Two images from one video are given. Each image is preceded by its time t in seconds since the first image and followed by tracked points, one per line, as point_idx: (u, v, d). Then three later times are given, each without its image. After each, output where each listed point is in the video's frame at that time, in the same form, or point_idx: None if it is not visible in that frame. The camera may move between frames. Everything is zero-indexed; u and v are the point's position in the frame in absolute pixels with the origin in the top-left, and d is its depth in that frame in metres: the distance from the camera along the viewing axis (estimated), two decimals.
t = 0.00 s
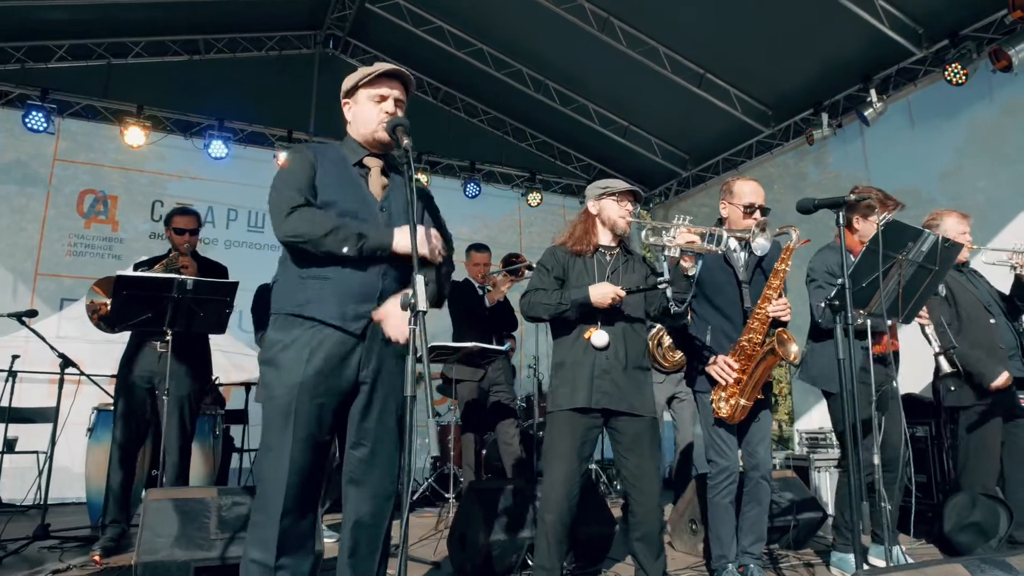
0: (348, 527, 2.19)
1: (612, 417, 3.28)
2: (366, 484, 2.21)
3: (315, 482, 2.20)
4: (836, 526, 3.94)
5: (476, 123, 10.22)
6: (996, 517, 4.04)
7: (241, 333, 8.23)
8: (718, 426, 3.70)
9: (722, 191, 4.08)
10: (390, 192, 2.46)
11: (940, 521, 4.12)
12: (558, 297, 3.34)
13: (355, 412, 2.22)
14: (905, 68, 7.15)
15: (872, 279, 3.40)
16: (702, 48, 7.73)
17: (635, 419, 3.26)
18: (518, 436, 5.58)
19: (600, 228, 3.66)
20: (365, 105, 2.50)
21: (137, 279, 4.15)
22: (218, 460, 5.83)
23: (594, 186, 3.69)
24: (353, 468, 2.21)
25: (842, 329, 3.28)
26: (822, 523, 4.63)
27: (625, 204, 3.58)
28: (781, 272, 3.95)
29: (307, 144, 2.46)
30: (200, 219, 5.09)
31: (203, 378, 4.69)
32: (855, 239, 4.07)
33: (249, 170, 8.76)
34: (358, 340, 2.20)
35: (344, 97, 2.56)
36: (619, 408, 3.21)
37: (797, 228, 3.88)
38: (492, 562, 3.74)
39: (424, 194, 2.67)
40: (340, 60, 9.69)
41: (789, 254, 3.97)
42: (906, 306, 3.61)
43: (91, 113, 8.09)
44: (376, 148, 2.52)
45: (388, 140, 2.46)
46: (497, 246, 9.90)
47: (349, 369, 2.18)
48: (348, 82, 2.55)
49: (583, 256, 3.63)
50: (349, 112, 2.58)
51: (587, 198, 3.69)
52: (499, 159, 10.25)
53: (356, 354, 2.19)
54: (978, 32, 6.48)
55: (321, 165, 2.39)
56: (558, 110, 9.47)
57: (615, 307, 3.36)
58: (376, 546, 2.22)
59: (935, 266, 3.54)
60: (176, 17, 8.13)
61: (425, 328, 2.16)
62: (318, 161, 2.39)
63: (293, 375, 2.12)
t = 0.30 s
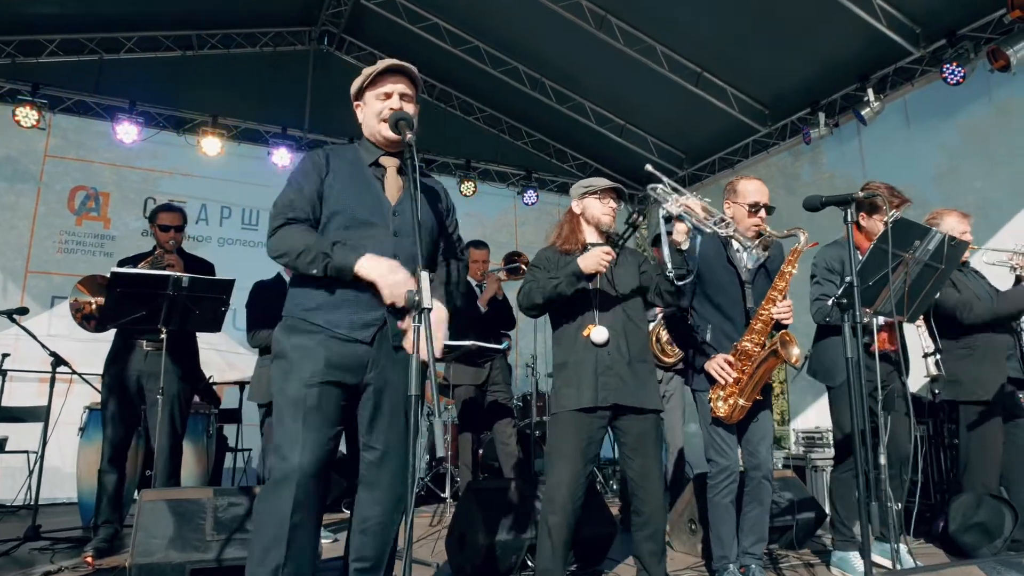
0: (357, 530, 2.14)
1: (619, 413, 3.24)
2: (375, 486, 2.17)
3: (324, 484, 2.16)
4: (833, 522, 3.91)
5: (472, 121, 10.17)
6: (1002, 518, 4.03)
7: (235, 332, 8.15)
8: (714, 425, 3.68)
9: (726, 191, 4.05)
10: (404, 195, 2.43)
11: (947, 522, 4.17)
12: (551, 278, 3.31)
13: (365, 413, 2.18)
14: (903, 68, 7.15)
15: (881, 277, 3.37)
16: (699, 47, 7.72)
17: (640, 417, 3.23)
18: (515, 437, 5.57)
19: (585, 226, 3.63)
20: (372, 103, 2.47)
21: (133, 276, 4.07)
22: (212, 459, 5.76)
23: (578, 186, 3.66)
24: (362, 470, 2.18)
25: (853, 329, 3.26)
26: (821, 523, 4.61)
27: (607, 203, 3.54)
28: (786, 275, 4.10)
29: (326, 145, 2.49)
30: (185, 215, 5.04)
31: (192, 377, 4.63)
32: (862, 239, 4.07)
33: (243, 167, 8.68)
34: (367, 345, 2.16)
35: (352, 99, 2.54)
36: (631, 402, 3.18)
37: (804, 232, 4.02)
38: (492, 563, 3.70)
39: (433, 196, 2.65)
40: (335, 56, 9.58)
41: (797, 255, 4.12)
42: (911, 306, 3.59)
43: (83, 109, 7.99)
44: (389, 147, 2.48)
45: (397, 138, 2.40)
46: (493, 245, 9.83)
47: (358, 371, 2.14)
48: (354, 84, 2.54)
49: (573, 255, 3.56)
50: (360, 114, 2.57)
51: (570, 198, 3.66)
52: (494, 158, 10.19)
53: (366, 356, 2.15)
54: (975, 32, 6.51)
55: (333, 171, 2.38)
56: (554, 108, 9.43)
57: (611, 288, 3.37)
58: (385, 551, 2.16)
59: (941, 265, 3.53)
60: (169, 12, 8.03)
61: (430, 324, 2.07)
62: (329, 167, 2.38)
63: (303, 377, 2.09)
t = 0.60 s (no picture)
0: (355, 529, 2.10)
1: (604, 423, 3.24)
2: (373, 484, 2.13)
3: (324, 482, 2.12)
4: (834, 520, 3.90)
5: (468, 119, 10.14)
6: (1004, 516, 4.02)
7: (229, 331, 8.09)
8: (719, 417, 3.68)
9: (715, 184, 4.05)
10: (398, 187, 2.38)
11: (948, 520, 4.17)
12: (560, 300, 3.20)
13: (362, 408, 2.14)
14: (899, 66, 7.16)
15: (886, 272, 3.39)
16: (696, 45, 7.70)
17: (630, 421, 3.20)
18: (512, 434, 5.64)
19: (575, 233, 3.61)
20: (371, 94, 2.44)
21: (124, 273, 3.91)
22: (206, 458, 5.70)
23: (569, 189, 3.57)
24: (360, 468, 2.13)
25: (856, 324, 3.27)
26: (820, 521, 4.61)
27: (601, 214, 3.52)
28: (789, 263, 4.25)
29: (313, 136, 2.40)
30: (170, 211, 5.06)
31: (182, 377, 4.60)
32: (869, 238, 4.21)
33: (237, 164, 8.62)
34: (365, 337, 2.12)
35: (350, 88, 2.49)
36: (613, 413, 3.15)
37: (807, 221, 4.12)
38: (491, 563, 3.67)
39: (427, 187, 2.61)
40: (330, 53, 9.54)
41: (799, 243, 4.19)
42: (913, 303, 3.60)
43: (76, 105, 7.92)
44: (382, 141, 2.43)
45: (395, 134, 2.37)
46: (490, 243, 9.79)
47: (354, 365, 2.09)
48: (353, 73, 2.50)
49: (560, 264, 3.55)
50: (355, 104, 2.52)
51: (562, 201, 3.59)
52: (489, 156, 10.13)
53: (361, 349, 2.11)
54: (972, 31, 6.52)
55: (321, 157, 2.30)
56: (551, 106, 9.41)
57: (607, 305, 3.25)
58: (382, 549, 2.13)
59: (944, 261, 3.52)
60: (163, 8, 7.98)
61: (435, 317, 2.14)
62: (316, 154, 2.30)
63: (297, 373, 2.04)
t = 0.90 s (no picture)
0: (343, 530, 2.08)
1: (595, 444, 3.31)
2: (364, 485, 2.12)
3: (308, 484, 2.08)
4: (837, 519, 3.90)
5: (465, 120, 10.09)
6: (1004, 518, 4.01)
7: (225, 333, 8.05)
8: (713, 425, 3.68)
9: (722, 190, 4.03)
10: (382, 180, 2.37)
11: (948, 522, 4.18)
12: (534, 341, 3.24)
13: (349, 407, 2.11)
14: (896, 69, 7.17)
15: (885, 276, 3.39)
16: (693, 47, 7.71)
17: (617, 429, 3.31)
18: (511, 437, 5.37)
19: (565, 258, 3.51)
20: (363, 84, 2.42)
21: (122, 274, 3.96)
22: (201, 461, 5.66)
23: (562, 212, 3.50)
24: (346, 468, 2.11)
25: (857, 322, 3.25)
26: (819, 523, 4.60)
27: (595, 245, 3.47)
28: (792, 278, 4.26)
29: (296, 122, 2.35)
30: (162, 212, 5.05)
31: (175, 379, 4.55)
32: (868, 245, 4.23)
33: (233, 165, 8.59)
34: (353, 333, 2.11)
35: (338, 75, 2.46)
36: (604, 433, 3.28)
37: (814, 236, 4.11)
38: (490, 566, 3.64)
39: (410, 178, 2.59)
40: (327, 54, 9.50)
41: (805, 259, 4.18)
42: (914, 304, 3.59)
43: (71, 105, 7.88)
44: (366, 133, 2.44)
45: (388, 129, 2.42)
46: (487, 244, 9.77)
47: (343, 364, 2.08)
48: (345, 58, 2.46)
49: (547, 293, 3.54)
50: (342, 91, 2.49)
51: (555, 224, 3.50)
52: (486, 157, 10.10)
53: (349, 346, 2.09)
54: (969, 34, 6.52)
55: (306, 146, 2.26)
56: (548, 108, 9.39)
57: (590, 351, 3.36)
58: (371, 550, 2.11)
59: (944, 263, 3.52)
60: (159, 8, 7.93)
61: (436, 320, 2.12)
62: (301, 142, 2.26)
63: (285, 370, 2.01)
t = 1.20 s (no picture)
0: (351, 534, 2.07)
1: (586, 433, 3.33)
2: (371, 487, 2.10)
3: (313, 486, 2.08)
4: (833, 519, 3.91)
5: (462, 121, 10.07)
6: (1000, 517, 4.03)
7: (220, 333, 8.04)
8: (715, 419, 3.69)
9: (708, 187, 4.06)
10: (389, 183, 2.37)
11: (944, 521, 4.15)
12: (522, 320, 3.28)
13: (355, 410, 2.11)
14: (891, 71, 7.19)
15: (882, 276, 3.41)
16: (690, 49, 7.72)
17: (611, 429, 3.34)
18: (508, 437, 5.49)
19: (556, 239, 3.65)
20: (362, 92, 2.43)
21: (118, 274, 3.95)
22: (198, 462, 5.64)
23: (544, 199, 3.65)
24: (353, 474, 2.10)
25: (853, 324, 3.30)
26: (815, 522, 4.61)
27: (580, 217, 3.58)
28: (785, 267, 4.26)
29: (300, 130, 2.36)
30: (155, 213, 5.03)
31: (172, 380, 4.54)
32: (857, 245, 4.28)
33: (230, 165, 8.58)
34: (359, 336, 2.10)
35: (338, 85, 2.47)
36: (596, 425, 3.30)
37: (803, 226, 4.13)
38: (487, 567, 3.65)
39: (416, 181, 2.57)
40: (324, 55, 9.48)
41: (795, 249, 4.20)
42: (909, 305, 3.60)
43: (66, 104, 7.85)
44: (373, 139, 2.44)
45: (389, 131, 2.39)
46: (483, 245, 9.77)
47: (348, 365, 2.07)
48: (342, 70, 2.48)
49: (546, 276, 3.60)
50: (344, 101, 2.49)
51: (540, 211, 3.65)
52: (482, 158, 10.09)
53: (354, 347, 2.09)
54: (964, 36, 6.54)
55: (310, 152, 2.27)
56: (544, 109, 9.39)
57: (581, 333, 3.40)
58: (379, 557, 2.09)
59: (940, 264, 3.53)
60: (154, 7, 7.90)
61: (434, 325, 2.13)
62: (306, 148, 2.27)
63: (289, 372, 2.01)
